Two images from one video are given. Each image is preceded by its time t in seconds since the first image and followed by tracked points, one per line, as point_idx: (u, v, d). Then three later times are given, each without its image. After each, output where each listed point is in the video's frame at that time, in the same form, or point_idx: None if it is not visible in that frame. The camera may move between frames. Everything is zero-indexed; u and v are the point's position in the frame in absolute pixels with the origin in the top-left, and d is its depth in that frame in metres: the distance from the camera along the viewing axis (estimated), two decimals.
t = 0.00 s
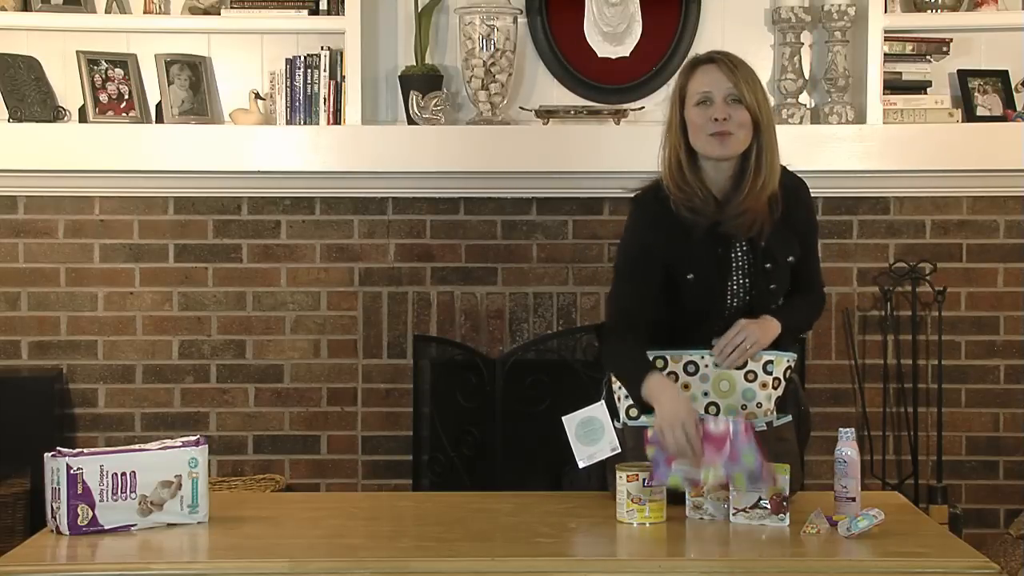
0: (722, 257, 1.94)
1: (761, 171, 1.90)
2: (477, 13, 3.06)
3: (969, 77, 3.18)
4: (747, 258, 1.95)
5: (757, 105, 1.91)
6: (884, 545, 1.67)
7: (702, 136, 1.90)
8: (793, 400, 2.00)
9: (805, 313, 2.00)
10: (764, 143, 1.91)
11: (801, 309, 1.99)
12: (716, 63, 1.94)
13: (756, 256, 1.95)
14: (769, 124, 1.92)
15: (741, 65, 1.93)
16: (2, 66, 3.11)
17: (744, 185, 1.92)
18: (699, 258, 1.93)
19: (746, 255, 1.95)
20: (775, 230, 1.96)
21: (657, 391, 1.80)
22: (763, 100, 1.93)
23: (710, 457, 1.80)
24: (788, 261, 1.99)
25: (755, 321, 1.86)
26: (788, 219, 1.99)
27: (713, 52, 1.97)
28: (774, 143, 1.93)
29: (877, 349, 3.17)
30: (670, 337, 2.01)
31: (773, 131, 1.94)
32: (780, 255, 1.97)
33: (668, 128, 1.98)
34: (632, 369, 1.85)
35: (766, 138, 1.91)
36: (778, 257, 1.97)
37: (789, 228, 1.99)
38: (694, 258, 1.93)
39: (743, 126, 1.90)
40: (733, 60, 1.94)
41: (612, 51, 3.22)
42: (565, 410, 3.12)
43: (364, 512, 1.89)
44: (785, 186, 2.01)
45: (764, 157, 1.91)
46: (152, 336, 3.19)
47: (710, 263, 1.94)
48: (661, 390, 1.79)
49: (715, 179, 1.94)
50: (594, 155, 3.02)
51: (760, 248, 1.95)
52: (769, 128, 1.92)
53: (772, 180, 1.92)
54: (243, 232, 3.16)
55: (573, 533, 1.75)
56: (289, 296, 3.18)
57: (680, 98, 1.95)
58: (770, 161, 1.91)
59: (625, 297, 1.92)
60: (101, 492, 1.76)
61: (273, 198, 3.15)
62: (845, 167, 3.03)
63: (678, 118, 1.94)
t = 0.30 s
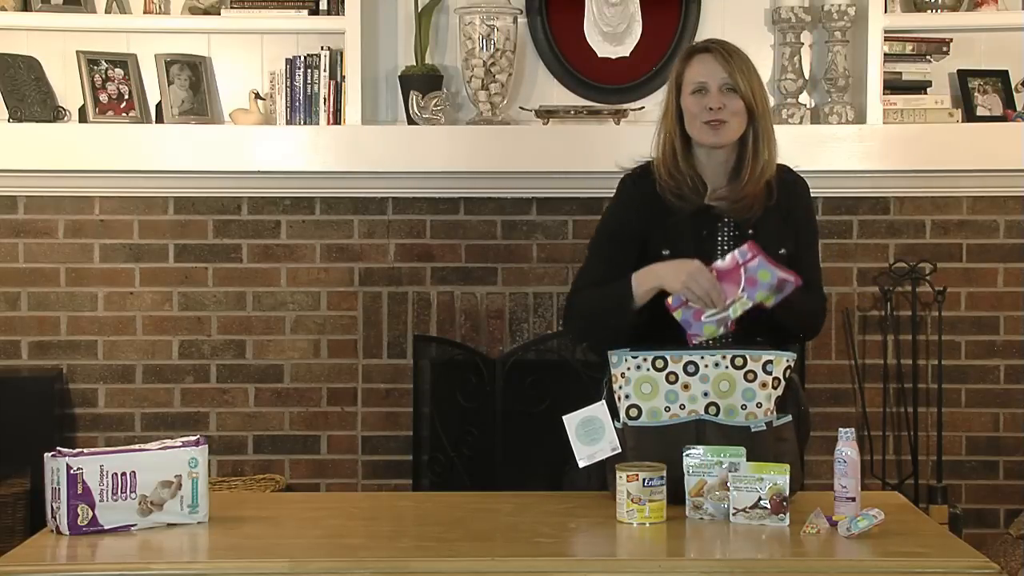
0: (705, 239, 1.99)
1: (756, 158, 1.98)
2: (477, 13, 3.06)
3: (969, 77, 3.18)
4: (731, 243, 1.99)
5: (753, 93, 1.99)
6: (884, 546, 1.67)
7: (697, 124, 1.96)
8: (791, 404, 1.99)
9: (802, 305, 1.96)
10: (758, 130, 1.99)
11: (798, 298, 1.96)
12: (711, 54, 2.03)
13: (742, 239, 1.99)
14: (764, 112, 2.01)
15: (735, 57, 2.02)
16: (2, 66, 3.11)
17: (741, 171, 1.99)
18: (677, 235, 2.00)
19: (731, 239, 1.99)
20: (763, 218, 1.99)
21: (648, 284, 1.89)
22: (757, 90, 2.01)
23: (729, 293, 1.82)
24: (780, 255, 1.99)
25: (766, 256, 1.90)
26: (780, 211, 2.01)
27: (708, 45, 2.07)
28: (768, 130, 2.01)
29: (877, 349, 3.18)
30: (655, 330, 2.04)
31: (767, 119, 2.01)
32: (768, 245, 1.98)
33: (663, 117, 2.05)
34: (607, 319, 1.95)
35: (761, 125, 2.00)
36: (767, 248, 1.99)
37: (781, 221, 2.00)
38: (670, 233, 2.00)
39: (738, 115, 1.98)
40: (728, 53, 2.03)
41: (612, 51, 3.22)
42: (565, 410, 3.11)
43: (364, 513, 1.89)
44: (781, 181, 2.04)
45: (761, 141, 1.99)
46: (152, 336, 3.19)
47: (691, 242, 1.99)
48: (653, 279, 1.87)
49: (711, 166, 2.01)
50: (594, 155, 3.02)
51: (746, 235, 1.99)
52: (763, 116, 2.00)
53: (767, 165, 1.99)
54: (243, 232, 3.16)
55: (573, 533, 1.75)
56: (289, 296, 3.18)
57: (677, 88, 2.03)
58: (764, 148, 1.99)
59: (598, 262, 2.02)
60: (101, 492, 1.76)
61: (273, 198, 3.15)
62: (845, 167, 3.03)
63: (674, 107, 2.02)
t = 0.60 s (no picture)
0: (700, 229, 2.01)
1: (753, 156, 2.00)
2: (477, 13, 3.06)
3: (969, 77, 3.18)
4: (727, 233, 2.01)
5: (750, 91, 2.01)
6: (884, 545, 1.67)
7: (695, 123, 1.98)
8: (791, 406, 1.99)
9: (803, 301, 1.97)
10: (755, 128, 2.01)
11: (799, 293, 1.97)
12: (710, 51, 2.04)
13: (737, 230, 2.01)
14: (761, 110, 2.02)
15: (734, 55, 2.03)
16: (2, 66, 3.11)
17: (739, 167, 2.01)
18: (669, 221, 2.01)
19: (727, 228, 2.01)
20: (760, 210, 2.01)
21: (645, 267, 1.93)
22: (755, 88, 2.02)
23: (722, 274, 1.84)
24: (778, 247, 2.01)
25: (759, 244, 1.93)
26: (779, 205, 2.03)
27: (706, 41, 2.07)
28: (766, 128, 2.02)
29: (877, 349, 3.18)
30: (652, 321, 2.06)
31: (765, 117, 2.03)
32: (766, 238, 2.00)
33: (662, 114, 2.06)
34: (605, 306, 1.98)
35: (758, 123, 2.01)
36: (765, 240, 2.00)
37: (779, 215, 2.02)
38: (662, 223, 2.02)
39: (736, 114, 1.99)
40: (726, 50, 2.04)
41: (612, 51, 3.22)
42: (565, 409, 3.11)
43: (364, 512, 1.89)
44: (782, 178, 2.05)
45: (757, 139, 2.01)
46: (152, 336, 3.19)
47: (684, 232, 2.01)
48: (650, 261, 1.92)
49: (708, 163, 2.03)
50: (595, 154, 3.02)
51: (742, 227, 2.01)
52: (761, 114, 2.02)
53: (764, 162, 2.01)
54: (243, 232, 3.16)
55: (573, 533, 1.75)
56: (289, 296, 3.18)
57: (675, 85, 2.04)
58: (762, 145, 2.01)
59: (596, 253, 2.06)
60: (101, 492, 1.76)
61: (273, 198, 3.15)
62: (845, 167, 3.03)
63: (672, 105, 2.03)
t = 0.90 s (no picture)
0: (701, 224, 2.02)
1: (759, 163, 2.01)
2: (477, 13, 3.06)
3: (969, 77, 3.18)
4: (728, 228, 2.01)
5: (757, 105, 2.00)
6: (884, 546, 1.67)
7: (702, 132, 1.98)
8: (790, 406, 1.98)
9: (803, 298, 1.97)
10: (760, 140, 2.01)
11: (801, 290, 1.98)
12: (720, 61, 2.02)
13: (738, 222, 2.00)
14: (767, 122, 2.02)
15: (742, 62, 2.01)
16: (2, 66, 3.11)
17: (743, 173, 2.02)
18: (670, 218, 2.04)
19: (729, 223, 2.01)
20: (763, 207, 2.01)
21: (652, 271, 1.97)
22: (763, 94, 2.02)
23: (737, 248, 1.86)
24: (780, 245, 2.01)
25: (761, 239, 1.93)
26: (782, 203, 2.02)
27: (714, 47, 2.04)
28: (772, 135, 2.02)
29: (877, 349, 3.18)
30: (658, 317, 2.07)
31: (772, 123, 2.03)
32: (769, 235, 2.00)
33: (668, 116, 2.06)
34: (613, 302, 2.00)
35: (763, 137, 2.01)
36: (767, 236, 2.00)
37: (782, 213, 2.02)
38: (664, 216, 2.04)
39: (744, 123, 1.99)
40: (735, 57, 2.02)
41: (612, 51, 3.22)
42: (565, 409, 3.11)
43: (364, 513, 1.89)
44: (786, 177, 2.05)
45: (761, 152, 2.01)
46: (152, 336, 3.19)
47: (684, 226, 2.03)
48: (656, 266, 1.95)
49: (713, 167, 2.04)
50: (596, 154, 3.02)
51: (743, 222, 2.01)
52: (768, 121, 2.01)
53: (770, 169, 2.01)
54: (243, 232, 3.16)
55: (572, 533, 1.75)
56: (289, 296, 3.18)
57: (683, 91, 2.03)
58: (768, 153, 2.01)
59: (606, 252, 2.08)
60: (101, 492, 1.76)
61: (273, 198, 3.15)
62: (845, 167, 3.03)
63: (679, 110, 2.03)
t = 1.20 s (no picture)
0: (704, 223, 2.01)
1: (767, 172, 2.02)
2: (477, 13, 3.06)
3: (969, 77, 3.18)
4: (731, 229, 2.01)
5: (768, 116, 2.00)
6: (884, 546, 1.67)
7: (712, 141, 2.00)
8: (790, 407, 1.98)
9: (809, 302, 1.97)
10: (769, 150, 2.02)
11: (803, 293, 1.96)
12: (734, 69, 2.00)
13: (741, 223, 2.01)
14: (777, 133, 2.02)
15: (756, 70, 2.00)
16: (2, 66, 3.11)
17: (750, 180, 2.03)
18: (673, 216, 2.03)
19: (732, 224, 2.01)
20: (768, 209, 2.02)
21: (646, 261, 1.94)
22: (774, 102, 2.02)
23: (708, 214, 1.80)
24: (784, 246, 2.01)
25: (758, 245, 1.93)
26: (786, 204, 2.03)
27: (729, 52, 2.03)
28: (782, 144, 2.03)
29: (877, 349, 3.18)
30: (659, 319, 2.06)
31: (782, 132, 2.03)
32: (772, 235, 2.01)
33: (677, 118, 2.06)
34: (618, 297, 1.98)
35: (773, 148, 2.02)
36: (770, 237, 2.01)
37: (786, 214, 2.02)
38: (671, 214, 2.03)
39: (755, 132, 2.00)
40: (749, 65, 2.01)
41: (612, 51, 3.23)
42: (565, 409, 3.11)
43: (364, 513, 1.89)
44: (791, 177, 2.05)
45: (769, 163, 2.02)
46: (152, 336, 3.19)
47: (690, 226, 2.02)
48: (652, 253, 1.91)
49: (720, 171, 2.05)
50: (596, 154, 3.02)
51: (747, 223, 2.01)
52: (779, 131, 2.02)
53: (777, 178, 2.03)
54: (243, 232, 3.16)
55: (573, 533, 1.75)
56: (289, 296, 3.18)
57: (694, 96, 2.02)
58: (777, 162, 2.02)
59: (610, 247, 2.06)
60: (101, 492, 1.76)
61: (273, 198, 3.15)
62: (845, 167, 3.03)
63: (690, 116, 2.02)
